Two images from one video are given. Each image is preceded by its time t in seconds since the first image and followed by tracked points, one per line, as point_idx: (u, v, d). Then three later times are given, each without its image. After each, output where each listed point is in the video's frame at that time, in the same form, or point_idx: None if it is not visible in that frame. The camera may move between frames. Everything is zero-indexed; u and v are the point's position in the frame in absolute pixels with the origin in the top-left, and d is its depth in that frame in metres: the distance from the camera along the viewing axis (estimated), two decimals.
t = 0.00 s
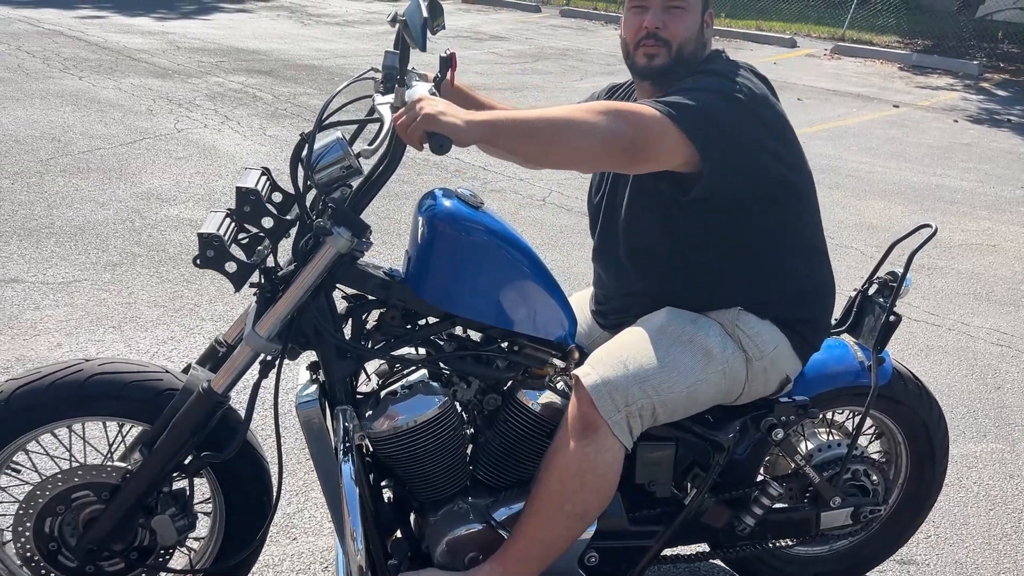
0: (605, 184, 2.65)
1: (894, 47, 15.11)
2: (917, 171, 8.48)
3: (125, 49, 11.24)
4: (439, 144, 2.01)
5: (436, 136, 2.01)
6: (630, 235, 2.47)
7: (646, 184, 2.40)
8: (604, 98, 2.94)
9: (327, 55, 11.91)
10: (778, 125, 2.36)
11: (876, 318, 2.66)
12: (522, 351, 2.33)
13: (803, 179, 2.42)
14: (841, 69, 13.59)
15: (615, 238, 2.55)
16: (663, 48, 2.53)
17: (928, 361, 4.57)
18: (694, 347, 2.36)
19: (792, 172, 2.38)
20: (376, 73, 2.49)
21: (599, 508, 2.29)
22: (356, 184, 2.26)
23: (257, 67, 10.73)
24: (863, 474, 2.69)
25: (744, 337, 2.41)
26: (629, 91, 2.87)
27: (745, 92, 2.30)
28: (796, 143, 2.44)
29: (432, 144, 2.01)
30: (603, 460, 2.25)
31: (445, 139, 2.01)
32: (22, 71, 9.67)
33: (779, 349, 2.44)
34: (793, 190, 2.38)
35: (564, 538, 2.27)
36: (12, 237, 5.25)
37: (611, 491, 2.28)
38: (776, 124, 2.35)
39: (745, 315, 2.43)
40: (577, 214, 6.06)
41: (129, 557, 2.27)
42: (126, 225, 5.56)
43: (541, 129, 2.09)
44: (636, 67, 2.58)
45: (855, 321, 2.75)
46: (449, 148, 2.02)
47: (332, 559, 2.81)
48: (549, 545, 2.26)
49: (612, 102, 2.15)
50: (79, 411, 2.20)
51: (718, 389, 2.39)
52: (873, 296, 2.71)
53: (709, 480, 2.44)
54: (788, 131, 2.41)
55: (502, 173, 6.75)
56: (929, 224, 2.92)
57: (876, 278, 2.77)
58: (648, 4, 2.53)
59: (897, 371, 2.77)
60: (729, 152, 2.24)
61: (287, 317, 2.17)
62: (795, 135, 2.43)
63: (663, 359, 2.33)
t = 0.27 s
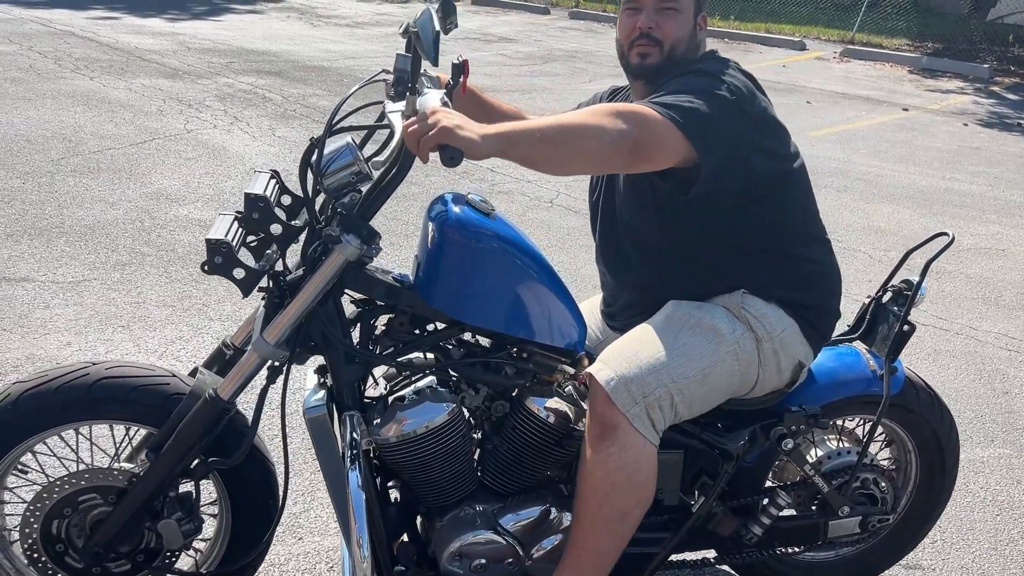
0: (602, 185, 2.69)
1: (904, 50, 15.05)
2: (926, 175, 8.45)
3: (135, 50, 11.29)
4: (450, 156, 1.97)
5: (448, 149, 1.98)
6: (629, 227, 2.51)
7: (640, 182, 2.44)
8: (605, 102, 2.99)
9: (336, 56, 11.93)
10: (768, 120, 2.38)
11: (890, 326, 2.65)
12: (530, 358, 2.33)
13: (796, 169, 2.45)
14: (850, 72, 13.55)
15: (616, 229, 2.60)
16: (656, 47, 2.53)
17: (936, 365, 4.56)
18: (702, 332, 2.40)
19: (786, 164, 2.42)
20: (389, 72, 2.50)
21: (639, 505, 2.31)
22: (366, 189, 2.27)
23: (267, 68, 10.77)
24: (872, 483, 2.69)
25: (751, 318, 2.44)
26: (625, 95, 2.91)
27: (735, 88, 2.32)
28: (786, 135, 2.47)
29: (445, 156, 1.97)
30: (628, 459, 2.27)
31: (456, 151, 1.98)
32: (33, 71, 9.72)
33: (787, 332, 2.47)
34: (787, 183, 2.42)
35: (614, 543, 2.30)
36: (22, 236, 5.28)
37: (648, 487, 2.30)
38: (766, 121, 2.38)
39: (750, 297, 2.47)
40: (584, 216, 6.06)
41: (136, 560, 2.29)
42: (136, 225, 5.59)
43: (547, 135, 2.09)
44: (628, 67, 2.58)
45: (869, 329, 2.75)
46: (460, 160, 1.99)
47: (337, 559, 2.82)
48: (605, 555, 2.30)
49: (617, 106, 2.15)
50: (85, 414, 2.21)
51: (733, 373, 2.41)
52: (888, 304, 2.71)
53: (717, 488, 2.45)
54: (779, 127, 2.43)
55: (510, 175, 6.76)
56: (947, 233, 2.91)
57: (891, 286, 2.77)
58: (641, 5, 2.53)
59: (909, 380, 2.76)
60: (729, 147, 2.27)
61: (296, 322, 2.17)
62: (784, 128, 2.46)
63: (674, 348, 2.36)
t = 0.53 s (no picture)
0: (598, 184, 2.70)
1: (910, 53, 15.02)
2: (931, 178, 8.42)
3: (141, 50, 11.31)
4: (459, 163, 2.02)
5: (456, 156, 2.02)
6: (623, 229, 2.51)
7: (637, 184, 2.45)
8: (598, 101, 3.01)
9: (342, 57, 11.94)
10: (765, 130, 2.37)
11: (895, 331, 2.64)
12: (533, 361, 2.32)
13: (790, 176, 2.45)
14: (856, 75, 13.52)
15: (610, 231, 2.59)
16: (653, 50, 2.53)
17: (940, 368, 4.54)
18: (697, 357, 2.39)
19: (782, 169, 2.41)
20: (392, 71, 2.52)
21: (657, 542, 2.31)
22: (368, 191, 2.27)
23: (272, 68, 10.78)
24: (876, 487, 2.68)
25: (743, 334, 2.44)
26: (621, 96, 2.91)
27: (736, 96, 2.31)
28: (780, 138, 2.46)
29: (452, 164, 2.01)
30: (641, 500, 2.27)
31: (465, 159, 2.01)
32: (40, 70, 9.75)
33: (780, 342, 2.48)
34: (784, 190, 2.42)
35: None
36: (27, 235, 5.29)
37: (665, 524, 2.30)
38: (763, 126, 2.37)
39: (740, 310, 2.47)
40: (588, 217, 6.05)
41: (137, 561, 2.28)
42: (140, 224, 5.59)
43: (551, 145, 2.09)
44: (625, 70, 2.58)
45: (873, 333, 2.74)
46: (470, 167, 2.03)
47: (338, 559, 2.81)
48: None
49: (623, 111, 2.14)
50: (86, 416, 2.21)
51: (731, 394, 2.41)
52: (893, 308, 2.70)
53: (720, 491, 2.45)
54: (773, 130, 2.42)
55: (514, 175, 6.75)
56: (952, 236, 2.89)
57: (896, 289, 2.76)
58: (637, 9, 2.53)
59: (914, 385, 2.75)
60: (732, 156, 2.26)
61: (299, 326, 2.18)
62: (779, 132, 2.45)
63: (671, 378, 2.35)
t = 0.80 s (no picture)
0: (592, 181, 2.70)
1: (912, 56, 15.01)
2: (932, 181, 8.42)
3: (144, 50, 11.32)
4: (449, 157, 2.01)
5: (447, 150, 2.01)
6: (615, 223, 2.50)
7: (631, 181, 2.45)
8: (588, 103, 3.02)
9: (344, 58, 11.96)
10: (755, 125, 2.35)
11: (889, 331, 2.66)
12: (529, 360, 2.33)
13: (781, 173, 2.45)
14: (858, 78, 13.52)
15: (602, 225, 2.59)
16: (648, 48, 2.53)
17: (940, 371, 4.54)
18: (692, 347, 2.40)
19: (775, 167, 2.42)
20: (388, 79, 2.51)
21: (650, 528, 2.32)
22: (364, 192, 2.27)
23: (274, 69, 10.79)
24: (872, 487, 2.68)
25: (740, 328, 2.45)
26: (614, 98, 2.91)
27: (725, 91, 2.31)
28: (773, 138, 2.47)
29: (443, 158, 2.00)
30: (633, 486, 2.28)
31: (456, 153, 2.01)
32: (42, 71, 9.76)
33: (776, 338, 2.49)
34: (777, 190, 2.43)
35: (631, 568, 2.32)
36: (28, 235, 5.30)
37: (658, 511, 2.31)
38: (756, 125, 2.37)
39: (737, 305, 2.48)
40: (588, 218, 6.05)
41: (135, 558, 2.29)
42: (141, 224, 5.60)
43: (542, 141, 2.09)
44: (619, 67, 2.58)
45: (868, 334, 2.76)
46: (461, 161, 2.02)
47: (337, 560, 2.82)
48: None
49: (613, 109, 2.15)
50: (86, 412, 2.22)
51: (726, 386, 2.42)
52: (886, 308, 2.72)
53: (715, 491, 2.45)
54: (766, 129, 2.43)
55: (515, 177, 6.76)
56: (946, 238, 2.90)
57: (890, 290, 2.78)
58: (634, 6, 2.54)
59: (909, 384, 2.76)
60: (721, 151, 2.26)
61: (294, 323, 2.18)
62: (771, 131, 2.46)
63: (666, 365, 2.36)
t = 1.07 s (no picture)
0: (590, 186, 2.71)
1: (911, 58, 15.02)
2: (930, 183, 8.42)
3: (143, 51, 11.32)
4: (452, 159, 2.01)
5: (449, 152, 2.01)
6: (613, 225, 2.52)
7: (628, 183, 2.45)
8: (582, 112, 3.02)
9: (342, 59, 11.95)
10: (749, 127, 2.36)
11: (889, 333, 2.66)
12: (530, 361, 2.33)
13: (777, 173, 2.46)
14: (856, 79, 13.52)
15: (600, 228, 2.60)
16: (643, 51, 2.53)
17: (938, 374, 4.54)
18: (687, 324, 2.40)
19: (771, 168, 2.42)
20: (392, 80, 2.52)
21: (664, 495, 2.32)
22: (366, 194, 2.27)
23: (273, 70, 10.79)
24: (871, 491, 2.71)
25: (735, 308, 2.44)
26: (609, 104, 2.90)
27: (722, 96, 2.32)
28: (768, 139, 2.48)
29: (446, 159, 2.01)
30: (637, 459, 2.28)
31: (458, 155, 2.01)
32: (41, 72, 9.77)
33: (774, 322, 2.48)
34: (772, 189, 2.44)
35: (654, 536, 2.34)
36: (26, 236, 5.30)
37: (669, 478, 2.31)
38: (751, 126, 2.38)
39: (731, 287, 2.48)
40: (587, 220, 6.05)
41: (132, 560, 2.29)
42: (139, 226, 5.60)
43: (544, 142, 2.09)
44: (615, 71, 2.58)
45: (868, 337, 2.76)
46: (463, 163, 2.02)
47: (333, 562, 2.82)
48: (648, 549, 2.34)
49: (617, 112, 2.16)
50: (84, 414, 2.22)
51: (723, 365, 2.41)
52: (887, 311, 2.71)
53: (716, 493, 2.46)
54: (762, 132, 2.44)
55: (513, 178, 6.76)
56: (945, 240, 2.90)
57: (890, 292, 2.77)
58: (629, 10, 2.54)
59: (909, 387, 2.76)
60: (718, 152, 2.27)
61: (295, 324, 2.18)
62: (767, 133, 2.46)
63: (660, 343, 2.37)
